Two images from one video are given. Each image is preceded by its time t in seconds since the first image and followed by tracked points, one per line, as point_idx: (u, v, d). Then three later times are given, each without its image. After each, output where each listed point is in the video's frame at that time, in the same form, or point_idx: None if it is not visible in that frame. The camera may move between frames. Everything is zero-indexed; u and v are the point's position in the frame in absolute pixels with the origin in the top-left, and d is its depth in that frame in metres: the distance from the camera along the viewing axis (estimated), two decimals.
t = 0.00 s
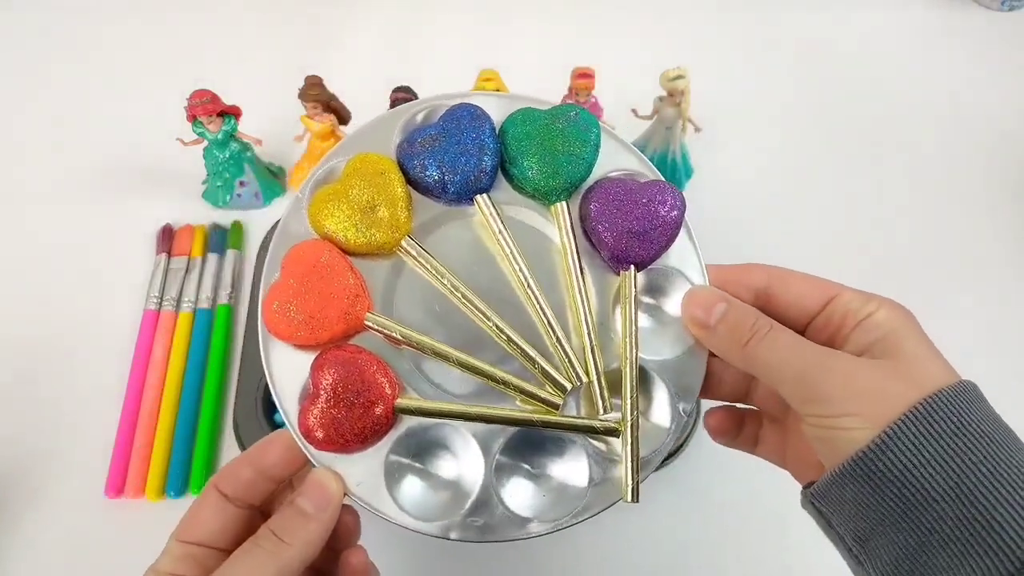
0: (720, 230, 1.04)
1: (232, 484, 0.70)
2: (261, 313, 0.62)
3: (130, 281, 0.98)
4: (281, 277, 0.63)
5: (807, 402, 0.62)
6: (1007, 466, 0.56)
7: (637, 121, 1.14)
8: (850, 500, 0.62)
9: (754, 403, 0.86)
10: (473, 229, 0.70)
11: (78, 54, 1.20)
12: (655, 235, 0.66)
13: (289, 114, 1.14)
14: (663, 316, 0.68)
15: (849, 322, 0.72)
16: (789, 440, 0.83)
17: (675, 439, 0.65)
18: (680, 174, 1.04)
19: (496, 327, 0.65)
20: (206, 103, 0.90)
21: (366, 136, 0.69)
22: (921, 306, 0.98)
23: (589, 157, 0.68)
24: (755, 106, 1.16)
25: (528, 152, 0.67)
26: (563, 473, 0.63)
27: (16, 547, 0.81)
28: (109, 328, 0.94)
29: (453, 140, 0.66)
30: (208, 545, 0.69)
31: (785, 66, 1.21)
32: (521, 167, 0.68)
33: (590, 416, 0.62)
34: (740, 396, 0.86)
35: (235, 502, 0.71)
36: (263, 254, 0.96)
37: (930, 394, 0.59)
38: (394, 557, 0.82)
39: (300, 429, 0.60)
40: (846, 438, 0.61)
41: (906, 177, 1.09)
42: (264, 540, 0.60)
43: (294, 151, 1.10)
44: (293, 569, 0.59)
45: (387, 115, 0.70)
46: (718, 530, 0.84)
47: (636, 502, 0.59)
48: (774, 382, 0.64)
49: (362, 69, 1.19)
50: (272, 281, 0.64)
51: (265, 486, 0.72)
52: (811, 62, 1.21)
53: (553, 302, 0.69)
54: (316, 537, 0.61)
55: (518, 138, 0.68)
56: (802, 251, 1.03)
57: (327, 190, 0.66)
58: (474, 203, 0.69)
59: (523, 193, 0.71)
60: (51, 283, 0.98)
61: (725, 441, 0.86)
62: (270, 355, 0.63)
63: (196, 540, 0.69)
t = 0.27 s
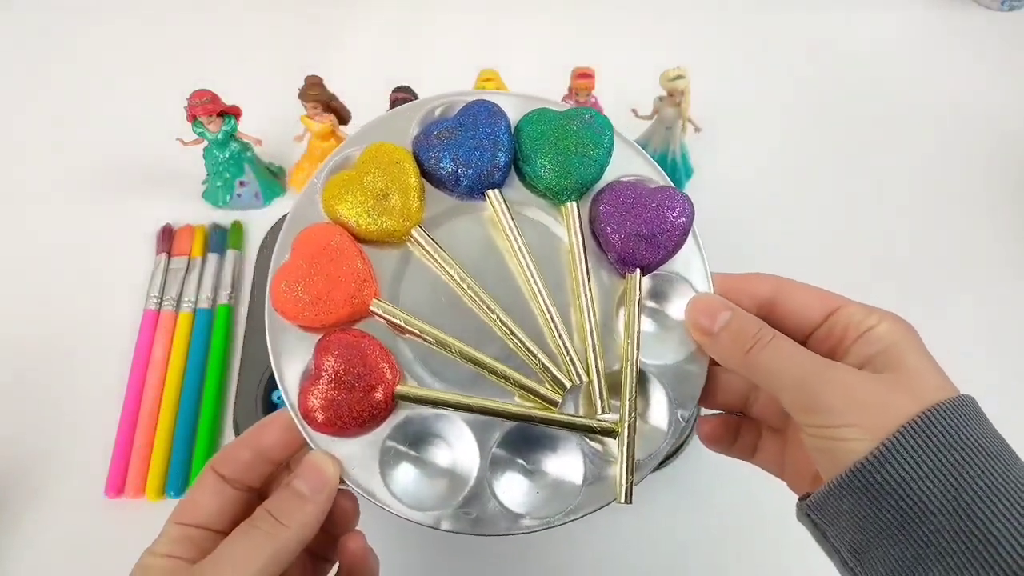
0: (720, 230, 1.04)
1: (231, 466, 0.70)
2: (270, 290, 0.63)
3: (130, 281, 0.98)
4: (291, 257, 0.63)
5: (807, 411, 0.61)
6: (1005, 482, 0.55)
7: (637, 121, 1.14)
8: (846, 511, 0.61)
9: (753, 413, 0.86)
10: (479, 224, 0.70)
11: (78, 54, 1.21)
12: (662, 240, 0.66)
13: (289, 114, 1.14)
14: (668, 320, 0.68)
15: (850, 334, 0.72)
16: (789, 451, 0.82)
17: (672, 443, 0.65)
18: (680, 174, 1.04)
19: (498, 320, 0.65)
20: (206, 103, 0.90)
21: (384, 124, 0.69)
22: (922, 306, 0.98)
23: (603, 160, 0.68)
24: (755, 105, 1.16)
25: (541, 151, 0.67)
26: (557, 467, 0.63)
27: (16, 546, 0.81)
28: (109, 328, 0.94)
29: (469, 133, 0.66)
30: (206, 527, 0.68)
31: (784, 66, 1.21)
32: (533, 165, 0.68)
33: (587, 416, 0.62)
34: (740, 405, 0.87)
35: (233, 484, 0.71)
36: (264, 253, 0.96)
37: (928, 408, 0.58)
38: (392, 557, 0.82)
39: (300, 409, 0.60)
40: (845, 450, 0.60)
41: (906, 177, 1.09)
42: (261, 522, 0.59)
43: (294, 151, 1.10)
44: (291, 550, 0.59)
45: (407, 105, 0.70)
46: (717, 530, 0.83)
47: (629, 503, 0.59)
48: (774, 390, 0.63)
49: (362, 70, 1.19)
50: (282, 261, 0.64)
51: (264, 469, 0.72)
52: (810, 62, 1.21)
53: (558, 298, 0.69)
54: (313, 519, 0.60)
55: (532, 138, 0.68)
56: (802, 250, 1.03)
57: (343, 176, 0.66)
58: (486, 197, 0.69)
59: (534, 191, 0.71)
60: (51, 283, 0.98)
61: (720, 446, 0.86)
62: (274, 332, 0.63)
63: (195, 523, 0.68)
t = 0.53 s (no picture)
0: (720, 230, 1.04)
1: (245, 460, 0.71)
2: (293, 260, 0.64)
3: (130, 281, 0.98)
4: (315, 230, 0.65)
5: (819, 414, 0.61)
6: (1015, 494, 0.55)
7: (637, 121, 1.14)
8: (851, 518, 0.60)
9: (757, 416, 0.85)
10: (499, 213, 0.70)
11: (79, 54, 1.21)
12: (681, 235, 0.67)
13: (289, 114, 1.14)
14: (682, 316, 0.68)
15: (862, 343, 0.72)
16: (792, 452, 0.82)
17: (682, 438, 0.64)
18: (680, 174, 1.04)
19: (512, 306, 0.65)
20: (206, 103, 0.90)
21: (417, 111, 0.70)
22: (922, 306, 0.98)
23: (624, 155, 0.68)
24: (755, 105, 1.16)
25: (564, 143, 0.68)
26: (562, 453, 0.63)
27: (16, 546, 0.81)
28: (109, 328, 0.94)
29: (496, 121, 0.67)
30: (215, 523, 0.68)
31: (784, 65, 1.21)
32: (555, 157, 0.69)
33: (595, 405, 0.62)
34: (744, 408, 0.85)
35: (245, 479, 0.71)
36: (263, 252, 0.96)
37: (940, 416, 0.58)
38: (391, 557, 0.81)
39: (313, 376, 0.61)
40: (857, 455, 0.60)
41: (906, 177, 1.09)
42: (263, 515, 0.59)
43: (294, 151, 1.10)
44: (292, 543, 0.59)
45: (441, 93, 0.71)
46: (718, 531, 0.83)
47: (632, 494, 0.59)
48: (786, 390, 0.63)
49: (362, 70, 1.19)
50: (306, 234, 0.65)
51: (278, 461, 0.72)
52: (810, 62, 1.21)
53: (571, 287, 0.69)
54: (314, 512, 0.60)
55: (558, 130, 0.68)
56: (803, 250, 1.03)
57: (372, 154, 0.67)
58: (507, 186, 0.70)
59: (556, 183, 0.71)
60: (51, 283, 0.98)
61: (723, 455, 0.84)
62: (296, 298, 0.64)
63: (204, 518, 0.68)
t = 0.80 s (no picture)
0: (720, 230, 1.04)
1: None
2: (378, 201, 0.68)
3: (129, 282, 0.98)
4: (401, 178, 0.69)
5: (856, 393, 0.63)
6: None
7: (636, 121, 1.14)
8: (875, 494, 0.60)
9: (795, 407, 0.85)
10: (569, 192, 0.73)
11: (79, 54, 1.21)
12: (739, 220, 0.67)
13: (289, 114, 1.14)
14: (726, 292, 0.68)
15: (900, 340, 0.73)
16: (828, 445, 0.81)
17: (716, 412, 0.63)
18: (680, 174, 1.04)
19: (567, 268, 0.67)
20: (206, 103, 0.90)
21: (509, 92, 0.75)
22: (922, 305, 0.98)
23: (690, 143, 0.71)
24: (756, 105, 1.16)
25: (634, 128, 0.71)
26: (602, 403, 0.64)
27: (17, 546, 0.81)
28: (109, 328, 0.94)
29: (572, 104, 0.71)
30: None
31: (784, 65, 1.21)
32: (623, 140, 0.71)
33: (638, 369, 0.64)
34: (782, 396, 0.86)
35: None
36: (263, 252, 0.96)
37: (973, 404, 0.60)
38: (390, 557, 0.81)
39: (382, 306, 0.65)
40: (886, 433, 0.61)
41: (906, 177, 1.09)
42: None
43: (294, 151, 1.10)
44: None
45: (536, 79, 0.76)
46: (719, 530, 0.83)
47: (661, 452, 0.59)
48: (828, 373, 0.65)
49: (362, 69, 1.19)
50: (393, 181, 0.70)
51: None
52: (810, 62, 1.21)
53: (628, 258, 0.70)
54: None
55: (629, 116, 0.72)
56: (803, 250, 1.03)
57: (461, 122, 0.72)
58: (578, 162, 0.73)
59: (623, 166, 0.73)
60: (51, 283, 0.98)
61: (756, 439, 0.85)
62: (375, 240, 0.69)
63: None
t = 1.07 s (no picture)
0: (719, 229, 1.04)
1: None
2: (460, 177, 0.71)
3: (129, 281, 0.98)
4: (482, 158, 0.71)
5: (896, 378, 0.64)
6: None
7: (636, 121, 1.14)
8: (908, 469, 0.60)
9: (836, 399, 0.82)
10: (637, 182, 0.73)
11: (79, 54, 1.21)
12: (797, 217, 0.67)
13: (289, 114, 1.14)
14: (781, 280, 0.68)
15: (942, 336, 0.73)
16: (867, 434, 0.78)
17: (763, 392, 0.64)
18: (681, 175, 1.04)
19: (630, 247, 0.68)
20: (206, 103, 0.90)
21: (586, 82, 0.76)
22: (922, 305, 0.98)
23: (758, 142, 0.70)
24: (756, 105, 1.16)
25: (702, 124, 0.70)
26: (658, 371, 0.66)
27: (17, 546, 0.81)
28: (109, 328, 0.94)
29: (645, 98, 0.71)
30: None
31: (784, 65, 1.21)
32: (691, 134, 0.71)
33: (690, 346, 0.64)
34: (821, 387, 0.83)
35: None
36: (263, 252, 0.96)
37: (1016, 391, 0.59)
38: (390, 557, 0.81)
39: (458, 272, 0.67)
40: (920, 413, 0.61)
41: (907, 177, 1.09)
42: None
43: (294, 151, 1.10)
44: None
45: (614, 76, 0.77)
46: (720, 531, 0.83)
47: (711, 423, 0.60)
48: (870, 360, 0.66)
49: (362, 69, 1.19)
50: (475, 159, 0.72)
51: None
52: (810, 62, 1.21)
53: (690, 242, 0.70)
54: None
55: (699, 112, 0.71)
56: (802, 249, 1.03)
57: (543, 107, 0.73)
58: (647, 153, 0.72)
59: (687, 159, 0.73)
60: (51, 283, 0.98)
61: (801, 423, 0.84)
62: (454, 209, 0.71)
63: None
